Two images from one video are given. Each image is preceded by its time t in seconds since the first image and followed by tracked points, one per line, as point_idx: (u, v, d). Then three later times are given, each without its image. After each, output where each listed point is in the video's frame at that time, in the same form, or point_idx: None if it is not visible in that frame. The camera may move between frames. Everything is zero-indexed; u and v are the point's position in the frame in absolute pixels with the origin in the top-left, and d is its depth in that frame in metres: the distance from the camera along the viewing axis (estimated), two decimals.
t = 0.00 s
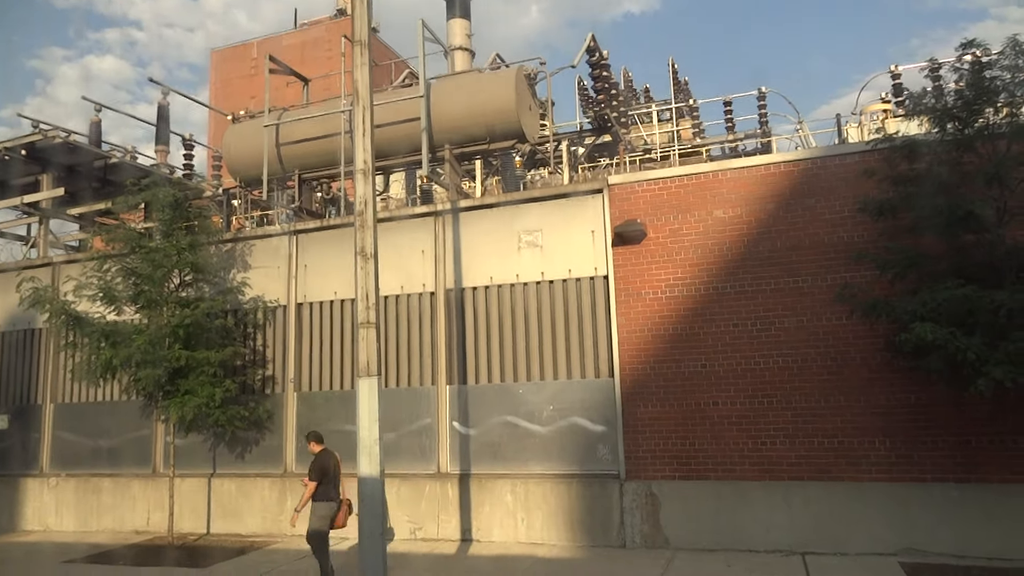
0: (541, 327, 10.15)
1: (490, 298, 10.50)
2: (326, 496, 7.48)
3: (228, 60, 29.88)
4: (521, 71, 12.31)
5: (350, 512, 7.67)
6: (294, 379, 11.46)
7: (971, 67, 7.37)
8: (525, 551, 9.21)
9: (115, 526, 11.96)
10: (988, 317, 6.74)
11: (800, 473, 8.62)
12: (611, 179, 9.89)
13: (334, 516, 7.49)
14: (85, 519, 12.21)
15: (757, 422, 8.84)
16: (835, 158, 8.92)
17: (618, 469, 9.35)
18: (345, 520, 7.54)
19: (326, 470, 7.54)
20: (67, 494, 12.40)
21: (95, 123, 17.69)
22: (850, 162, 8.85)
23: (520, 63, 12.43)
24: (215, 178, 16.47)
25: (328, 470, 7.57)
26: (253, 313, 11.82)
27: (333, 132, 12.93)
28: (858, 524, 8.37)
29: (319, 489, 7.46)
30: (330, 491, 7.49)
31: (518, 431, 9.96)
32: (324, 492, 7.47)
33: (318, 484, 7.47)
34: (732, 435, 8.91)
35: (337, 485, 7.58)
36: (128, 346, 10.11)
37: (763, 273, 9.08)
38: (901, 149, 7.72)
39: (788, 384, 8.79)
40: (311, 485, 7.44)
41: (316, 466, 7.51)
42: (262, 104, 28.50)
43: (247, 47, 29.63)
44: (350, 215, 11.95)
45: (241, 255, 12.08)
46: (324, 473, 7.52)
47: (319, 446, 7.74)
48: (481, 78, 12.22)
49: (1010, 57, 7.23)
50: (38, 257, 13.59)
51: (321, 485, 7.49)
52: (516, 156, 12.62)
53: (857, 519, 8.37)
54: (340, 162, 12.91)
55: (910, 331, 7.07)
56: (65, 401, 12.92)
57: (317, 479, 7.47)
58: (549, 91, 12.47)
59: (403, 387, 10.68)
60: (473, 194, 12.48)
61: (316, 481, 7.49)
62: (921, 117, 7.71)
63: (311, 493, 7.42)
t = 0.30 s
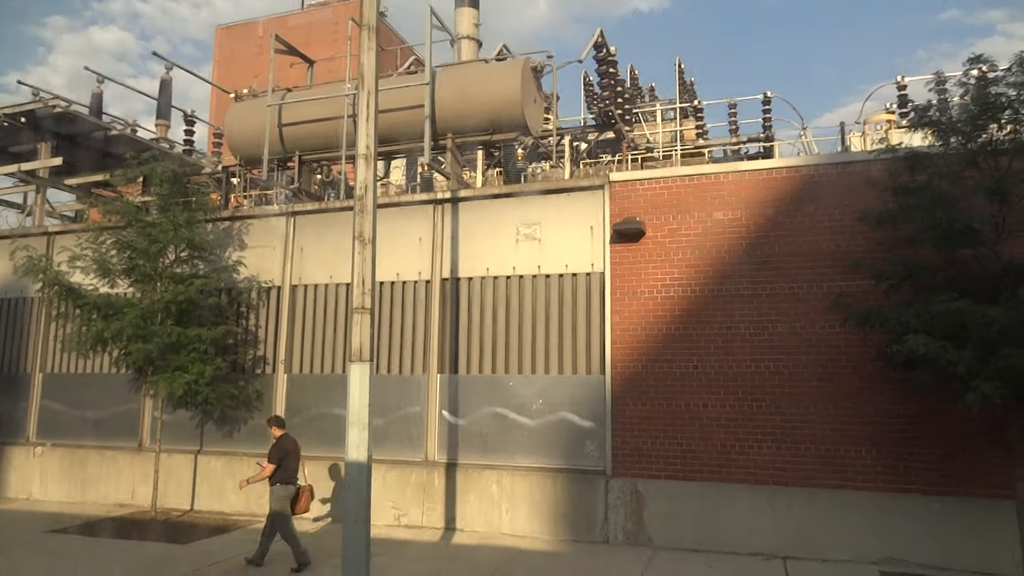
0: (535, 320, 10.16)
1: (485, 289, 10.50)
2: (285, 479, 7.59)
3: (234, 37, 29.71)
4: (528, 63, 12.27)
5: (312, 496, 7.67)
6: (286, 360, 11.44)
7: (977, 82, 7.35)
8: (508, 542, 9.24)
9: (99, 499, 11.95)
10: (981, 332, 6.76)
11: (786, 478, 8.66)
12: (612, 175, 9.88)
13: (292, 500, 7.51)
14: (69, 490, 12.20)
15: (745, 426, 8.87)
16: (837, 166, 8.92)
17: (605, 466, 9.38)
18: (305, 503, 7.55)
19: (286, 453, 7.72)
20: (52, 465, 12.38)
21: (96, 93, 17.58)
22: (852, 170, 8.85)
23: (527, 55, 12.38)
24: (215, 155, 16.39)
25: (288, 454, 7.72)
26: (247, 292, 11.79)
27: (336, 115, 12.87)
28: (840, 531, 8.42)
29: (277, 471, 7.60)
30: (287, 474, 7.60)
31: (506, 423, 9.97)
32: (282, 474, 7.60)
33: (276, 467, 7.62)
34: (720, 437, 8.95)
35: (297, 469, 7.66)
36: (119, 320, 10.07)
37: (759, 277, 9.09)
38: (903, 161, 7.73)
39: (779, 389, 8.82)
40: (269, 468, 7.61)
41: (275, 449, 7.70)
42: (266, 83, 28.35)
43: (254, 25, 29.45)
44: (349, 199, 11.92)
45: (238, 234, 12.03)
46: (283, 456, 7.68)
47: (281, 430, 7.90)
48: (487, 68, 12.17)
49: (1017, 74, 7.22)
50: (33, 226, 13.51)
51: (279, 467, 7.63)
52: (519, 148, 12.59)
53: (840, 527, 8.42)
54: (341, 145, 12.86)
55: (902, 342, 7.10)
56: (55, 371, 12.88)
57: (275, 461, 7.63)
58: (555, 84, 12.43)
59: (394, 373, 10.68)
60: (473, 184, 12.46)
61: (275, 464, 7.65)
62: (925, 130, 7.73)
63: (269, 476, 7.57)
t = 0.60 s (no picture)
0: (527, 317, 10.15)
1: (478, 286, 10.49)
2: (255, 470, 7.93)
3: (224, 31, 29.51)
4: (521, 60, 12.24)
5: (281, 487, 8.02)
6: (277, 357, 11.40)
7: (968, 82, 7.42)
8: (500, 539, 9.25)
9: (89, 497, 11.88)
10: (971, 329, 6.81)
11: (777, 473, 8.70)
12: (605, 172, 9.88)
13: (263, 491, 7.88)
14: (58, 488, 12.11)
15: (737, 422, 8.91)
16: (828, 164, 8.95)
17: (597, 462, 9.40)
18: (276, 493, 7.93)
19: (254, 445, 7.98)
20: (41, 462, 12.29)
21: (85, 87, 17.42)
22: (843, 168, 8.89)
23: (520, 52, 12.36)
24: (206, 151, 16.29)
25: (256, 445, 8.01)
26: (238, 289, 11.73)
27: (328, 110, 12.81)
28: (830, 526, 8.47)
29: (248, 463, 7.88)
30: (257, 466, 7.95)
31: (499, 420, 9.97)
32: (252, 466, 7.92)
33: (247, 458, 7.88)
34: (712, 433, 8.97)
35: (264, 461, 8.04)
36: (109, 316, 10.01)
37: (751, 275, 9.12)
38: (894, 159, 7.75)
39: (770, 386, 8.85)
40: (241, 460, 7.84)
41: (244, 441, 7.95)
42: (256, 78, 28.17)
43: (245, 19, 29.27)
44: (341, 195, 11.87)
45: (229, 229, 11.96)
46: (253, 448, 7.96)
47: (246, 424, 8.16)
48: (480, 64, 12.15)
49: (1007, 74, 7.33)
50: (21, 222, 13.38)
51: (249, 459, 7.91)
52: (511, 144, 12.58)
53: (831, 522, 8.47)
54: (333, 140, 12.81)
55: (892, 339, 7.14)
56: (43, 368, 12.78)
57: (246, 453, 7.89)
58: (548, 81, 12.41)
59: (387, 370, 10.66)
60: (466, 180, 12.44)
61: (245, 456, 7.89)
62: (916, 129, 7.76)
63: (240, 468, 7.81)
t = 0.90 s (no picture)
0: (507, 314, 10.15)
1: (456, 284, 10.46)
2: (208, 478, 7.84)
3: (191, 31, 29.08)
4: (494, 56, 12.21)
5: (237, 492, 8.09)
6: (255, 360, 11.28)
7: (933, 71, 7.55)
8: (485, 536, 9.26)
9: (65, 508, 11.67)
10: (942, 315, 6.94)
11: (757, 462, 8.80)
12: (580, 167, 9.90)
13: (220, 497, 7.86)
14: (33, 500, 11.88)
15: (717, 413, 8.99)
16: (800, 156, 9.06)
17: (580, 457, 9.44)
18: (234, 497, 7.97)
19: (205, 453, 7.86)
20: (14, 474, 12.04)
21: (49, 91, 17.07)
22: (816, 159, 9.00)
23: (493, 48, 12.33)
24: (176, 153, 16.04)
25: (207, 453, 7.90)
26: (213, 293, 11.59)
27: (300, 110, 12.68)
28: (810, 512, 8.60)
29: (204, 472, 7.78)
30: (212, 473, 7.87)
31: (480, 417, 9.97)
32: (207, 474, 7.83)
33: (201, 467, 7.76)
34: (693, 425, 9.05)
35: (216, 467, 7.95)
36: (81, 324, 9.83)
37: (728, 266, 9.20)
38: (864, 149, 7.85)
39: (748, 376, 8.95)
40: (195, 470, 7.72)
41: (196, 450, 7.81)
42: (226, 78, 27.81)
43: (213, 19, 28.90)
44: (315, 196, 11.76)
45: (202, 233, 11.80)
46: (205, 456, 7.85)
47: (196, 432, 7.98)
48: (453, 61, 12.10)
49: (972, 62, 7.45)
50: None
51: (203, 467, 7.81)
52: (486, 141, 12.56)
53: (811, 508, 8.59)
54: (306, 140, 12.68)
55: (867, 327, 7.25)
56: (14, 378, 12.52)
57: (200, 462, 7.77)
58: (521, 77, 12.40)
59: (366, 371, 10.60)
60: (441, 178, 12.39)
61: (199, 465, 7.77)
62: (884, 119, 7.84)
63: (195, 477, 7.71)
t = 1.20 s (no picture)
0: (498, 312, 10.14)
1: (447, 283, 10.44)
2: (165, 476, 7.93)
3: (177, 29, 28.86)
4: (483, 54, 12.19)
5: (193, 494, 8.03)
6: (244, 360, 11.22)
7: (922, 69, 7.60)
8: (477, 535, 9.25)
9: (53, 510, 11.56)
10: (931, 311, 6.99)
11: (748, 459, 8.85)
12: (571, 166, 9.91)
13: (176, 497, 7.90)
14: (20, 502, 11.76)
15: (708, 410, 9.03)
16: (790, 153, 9.11)
17: (572, 455, 9.46)
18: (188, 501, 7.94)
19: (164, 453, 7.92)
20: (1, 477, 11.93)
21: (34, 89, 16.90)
22: (805, 157, 9.05)
23: (482, 46, 12.32)
24: (163, 152, 15.91)
25: (171, 453, 7.97)
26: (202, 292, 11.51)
27: (288, 108, 12.61)
28: (801, 508, 8.65)
29: (160, 470, 7.84)
30: (172, 473, 7.88)
31: (472, 416, 9.96)
32: (165, 474, 7.85)
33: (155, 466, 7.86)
34: (684, 422, 9.08)
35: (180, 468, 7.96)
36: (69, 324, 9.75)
37: (719, 264, 9.23)
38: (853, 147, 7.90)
39: (739, 373, 8.99)
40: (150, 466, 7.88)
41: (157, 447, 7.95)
42: (212, 76, 27.62)
43: (199, 17, 28.69)
44: (304, 194, 11.70)
45: (190, 232, 11.72)
46: (167, 456, 7.92)
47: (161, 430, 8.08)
48: (443, 59, 12.07)
49: (959, 60, 7.50)
50: None
51: (162, 466, 7.88)
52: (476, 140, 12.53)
53: (801, 504, 8.65)
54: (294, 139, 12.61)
55: (856, 324, 7.29)
56: None
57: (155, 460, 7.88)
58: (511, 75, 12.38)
59: (357, 370, 10.56)
60: (431, 177, 12.36)
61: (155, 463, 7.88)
62: (873, 117, 7.90)
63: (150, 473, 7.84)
